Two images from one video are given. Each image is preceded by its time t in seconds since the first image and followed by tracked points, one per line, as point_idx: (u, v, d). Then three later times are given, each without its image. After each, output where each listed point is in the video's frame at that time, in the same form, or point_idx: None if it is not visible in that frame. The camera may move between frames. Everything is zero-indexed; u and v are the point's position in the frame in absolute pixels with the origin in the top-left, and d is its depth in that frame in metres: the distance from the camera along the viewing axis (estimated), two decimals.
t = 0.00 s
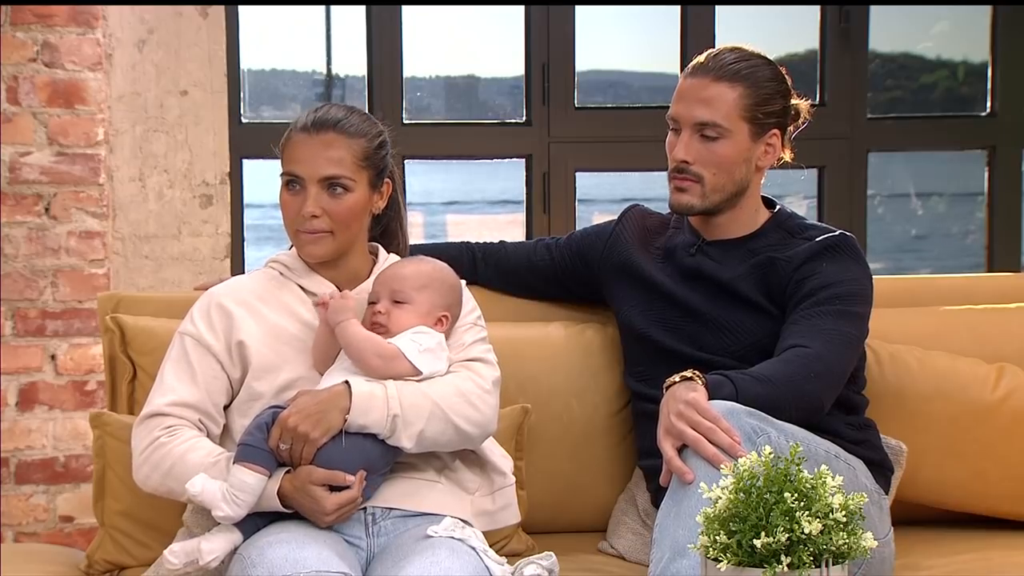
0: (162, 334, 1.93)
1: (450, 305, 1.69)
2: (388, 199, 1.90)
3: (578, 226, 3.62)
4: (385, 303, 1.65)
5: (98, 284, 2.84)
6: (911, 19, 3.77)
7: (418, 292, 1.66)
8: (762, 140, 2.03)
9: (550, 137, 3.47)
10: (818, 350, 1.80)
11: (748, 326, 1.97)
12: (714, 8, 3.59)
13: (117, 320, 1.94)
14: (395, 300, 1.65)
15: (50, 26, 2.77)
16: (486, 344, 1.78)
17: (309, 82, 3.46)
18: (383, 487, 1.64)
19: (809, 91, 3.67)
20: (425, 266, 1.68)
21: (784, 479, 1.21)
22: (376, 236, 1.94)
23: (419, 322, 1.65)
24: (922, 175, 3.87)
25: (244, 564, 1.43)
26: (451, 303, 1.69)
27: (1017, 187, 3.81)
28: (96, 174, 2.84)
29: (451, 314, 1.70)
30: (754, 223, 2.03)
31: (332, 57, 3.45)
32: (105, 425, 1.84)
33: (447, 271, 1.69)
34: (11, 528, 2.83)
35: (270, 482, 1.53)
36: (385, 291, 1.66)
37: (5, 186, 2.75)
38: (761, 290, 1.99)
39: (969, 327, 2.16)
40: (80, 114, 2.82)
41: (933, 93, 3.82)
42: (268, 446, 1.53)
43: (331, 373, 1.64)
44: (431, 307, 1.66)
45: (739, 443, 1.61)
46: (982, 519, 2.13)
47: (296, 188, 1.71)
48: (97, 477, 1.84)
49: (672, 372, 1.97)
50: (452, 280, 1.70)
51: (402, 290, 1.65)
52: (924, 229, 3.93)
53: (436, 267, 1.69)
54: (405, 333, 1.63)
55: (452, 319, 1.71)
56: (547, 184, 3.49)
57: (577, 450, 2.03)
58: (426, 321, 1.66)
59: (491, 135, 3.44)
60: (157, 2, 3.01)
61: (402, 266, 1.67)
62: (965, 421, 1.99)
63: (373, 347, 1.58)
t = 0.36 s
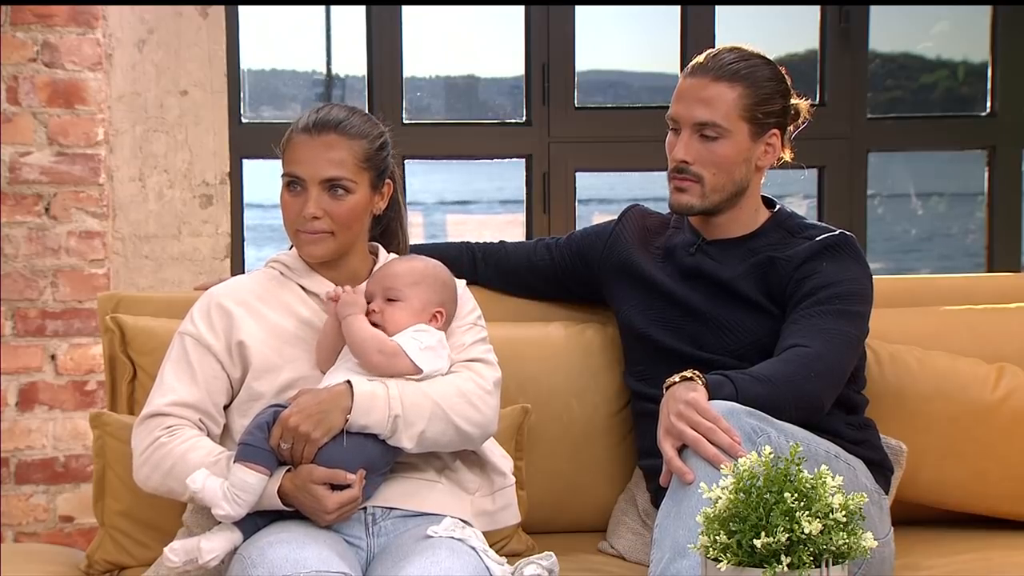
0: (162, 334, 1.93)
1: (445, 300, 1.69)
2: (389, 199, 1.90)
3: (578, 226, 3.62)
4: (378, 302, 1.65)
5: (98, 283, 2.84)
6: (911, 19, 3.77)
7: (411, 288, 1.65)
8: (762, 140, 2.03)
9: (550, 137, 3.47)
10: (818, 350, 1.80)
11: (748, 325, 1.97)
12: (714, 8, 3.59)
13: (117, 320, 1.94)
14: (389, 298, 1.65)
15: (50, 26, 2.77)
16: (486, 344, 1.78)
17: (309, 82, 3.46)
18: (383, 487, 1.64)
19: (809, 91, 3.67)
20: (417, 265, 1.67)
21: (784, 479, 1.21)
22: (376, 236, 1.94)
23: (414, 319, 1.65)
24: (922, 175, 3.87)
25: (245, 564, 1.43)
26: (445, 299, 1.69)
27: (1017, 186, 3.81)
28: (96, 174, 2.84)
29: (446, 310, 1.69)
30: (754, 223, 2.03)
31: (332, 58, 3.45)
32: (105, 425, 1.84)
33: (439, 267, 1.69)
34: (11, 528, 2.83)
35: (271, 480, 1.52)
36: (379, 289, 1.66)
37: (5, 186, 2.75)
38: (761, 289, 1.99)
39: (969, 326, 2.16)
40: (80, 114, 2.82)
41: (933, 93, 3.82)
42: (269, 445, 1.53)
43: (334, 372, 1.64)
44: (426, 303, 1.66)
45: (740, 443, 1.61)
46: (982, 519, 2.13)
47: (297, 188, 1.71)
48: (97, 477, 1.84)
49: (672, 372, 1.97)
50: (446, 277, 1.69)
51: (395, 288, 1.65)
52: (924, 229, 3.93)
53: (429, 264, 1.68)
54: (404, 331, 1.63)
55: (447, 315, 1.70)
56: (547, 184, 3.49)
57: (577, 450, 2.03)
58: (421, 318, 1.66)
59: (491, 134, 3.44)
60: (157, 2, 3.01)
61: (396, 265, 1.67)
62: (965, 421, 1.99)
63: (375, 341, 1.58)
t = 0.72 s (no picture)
0: (162, 334, 1.93)
1: (442, 301, 1.69)
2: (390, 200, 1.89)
3: (578, 225, 3.62)
4: (376, 304, 1.65)
5: (98, 283, 2.84)
6: (911, 19, 3.77)
7: (407, 289, 1.65)
8: (762, 140, 2.03)
9: (550, 137, 3.47)
10: (818, 350, 1.80)
11: (748, 326, 1.97)
12: (714, 8, 3.59)
13: (117, 320, 1.94)
14: (384, 299, 1.65)
15: (50, 26, 2.77)
16: (487, 344, 1.78)
17: (309, 82, 3.46)
18: (384, 487, 1.64)
19: (809, 91, 3.67)
20: (413, 266, 1.67)
21: (785, 479, 1.21)
22: (375, 236, 1.94)
23: (411, 319, 1.65)
24: (922, 175, 3.87)
25: (244, 564, 1.43)
26: (442, 299, 1.69)
27: (1017, 186, 3.81)
28: (96, 174, 2.84)
29: (442, 310, 1.70)
30: (754, 223, 2.03)
31: (332, 58, 3.45)
32: (105, 425, 1.84)
33: (435, 268, 1.69)
34: (11, 528, 2.83)
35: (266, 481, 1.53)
36: (375, 290, 1.66)
37: (5, 186, 2.75)
38: (761, 290, 1.99)
39: (969, 326, 2.16)
40: (80, 114, 2.82)
41: (933, 93, 3.82)
42: (268, 449, 1.54)
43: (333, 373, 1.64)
44: (422, 305, 1.66)
45: (740, 444, 1.60)
46: (982, 519, 2.13)
47: (298, 189, 1.71)
48: (97, 477, 1.84)
49: (672, 373, 1.97)
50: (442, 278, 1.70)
51: (391, 288, 1.65)
52: (924, 229, 3.93)
53: (424, 265, 1.69)
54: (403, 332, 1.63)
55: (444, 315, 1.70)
56: (546, 184, 3.49)
57: (577, 450, 2.03)
58: (418, 318, 1.66)
59: (491, 134, 3.44)
60: (157, 2, 3.01)
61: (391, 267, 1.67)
62: (965, 421, 1.99)
63: (373, 343, 1.59)
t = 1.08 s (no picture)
0: (162, 334, 1.93)
1: (429, 297, 1.69)
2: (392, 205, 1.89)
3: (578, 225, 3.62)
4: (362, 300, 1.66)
5: (98, 283, 2.84)
6: (911, 19, 3.77)
7: (394, 286, 1.66)
8: (762, 140, 2.03)
9: (550, 137, 3.47)
10: (818, 350, 1.80)
11: (748, 327, 1.97)
12: (714, 8, 3.59)
13: (117, 321, 1.95)
14: (371, 295, 1.66)
15: (50, 26, 2.77)
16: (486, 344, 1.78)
17: (309, 82, 3.46)
18: (384, 486, 1.64)
19: (809, 91, 3.67)
20: (401, 263, 1.68)
21: (784, 479, 1.21)
22: (376, 236, 1.94)
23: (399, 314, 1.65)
24: (922, 175, 3.87)
25: (244, 564, 1.43)
26: (429, 296, 1.69)
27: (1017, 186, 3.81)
28: (96, 174, 2.84)
29: (431, 306, 1.70)
30: (754, 223, 2.03)
31: (332, 58, 3.45)
32: (105, 425, 1.84)
33: (423, 264, 1.70)
34: (11, 528, 2.83)
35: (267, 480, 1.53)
36: (362, 287, 1.67)
37: (5, 186, 2.75)
38: (761, 290, 1.99)
39: (969, 326, 2.16)
40: (80, 114, 2.82)
41: (933, 93, 3.82)
42: (266, 447, 1.53)
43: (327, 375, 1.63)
44: (408, 301, 1.66)
45: (740, 444, 1.60)
46: (981, 519, 2.13)
47: (302, 190, 1.71)
48: (97, 477, 1.84)
49: (672, 373, 1.97)
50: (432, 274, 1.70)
51: (377, 284, 1.66)
52: (925, 229, 3.93)
53: (413, 263, 1.69)
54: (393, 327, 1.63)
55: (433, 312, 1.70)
56: (547, 184, 3.49)
57: (577, 450, 2.03)
58: (406, 313, 1.66)
59: (491, 134, 3.44)
60: (157, 2, 3.01)
61: (383, 265, 1.68)
62: (965, 421, 1.99)
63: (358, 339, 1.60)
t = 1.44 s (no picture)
0: (162, 334, 1.93)
1: (433, 299, 1.69)
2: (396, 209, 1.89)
3: (578, 225, 3.62)
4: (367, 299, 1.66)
5: (98, 283, 2.84)
6: (912, 19, 3.77)
7: (397, 286, 1.65)
8: (762, 140, 2.03)
9: (550, 137, 3.47)
10: (818, 350, 1.80)
11: (748, 327, 1.97)
12: (714, 8, 3.59)
13: (117, 321, 1.95)
14: (375, 295, 1.66)
15: (50, 26, 2.77)
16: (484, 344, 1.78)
17: (309, 82, 3.46)
18: (383, 486, 1.64)
19: (809, 91, 3.67)
20: (405, 266, 1.68)
21: (784, 479, 1.21)
22: (378, 236, 1.93)
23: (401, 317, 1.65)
24: (922, 175, 3.87)
25: (244, 563, 1.43)
26: (433, 297, 1.68)
27: (1017, 186, 3.81)
28: (96, 174, 2.84)
29: (434, 308, 1.69)
30: (754, 223, 2.03)
31: (332, 58, 3.45)
32: (105, 425, 1.84)
33: (427, 266, 1.70)
34: (11, 528, 2.83)
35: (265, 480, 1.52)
36: (367, 286, 1.67)
37: (5, 186, 2.75)
38: (761, 290, 1.99)
39: (969, 326, 2.16)
40: (80, 114, 2.82)
41: (933, 93, 3.82)
42: (264, 447, 1.52)
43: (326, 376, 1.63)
44: (411, 302, 1.66)
45: (740, 443, 1.60)
46: (981, 519, 2.13)
47: (310, 193, 1.71)
48: (97, 477, 1.84)
49: (672, 373, 1.97)
50: (437, 276, 1.70)
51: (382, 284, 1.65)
52: (925, 229, 3.93)
53: (419, 265, 1.69)
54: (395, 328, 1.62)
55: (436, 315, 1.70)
56: (547, 184, 3.49)
57: (577, 450, 2.03)
58: (408, 314, 1.65)
59: (491, 134, 3.44)
60: (157, 2, 3.01)
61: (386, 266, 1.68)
62: (965, 421, 1.99)
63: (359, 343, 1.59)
